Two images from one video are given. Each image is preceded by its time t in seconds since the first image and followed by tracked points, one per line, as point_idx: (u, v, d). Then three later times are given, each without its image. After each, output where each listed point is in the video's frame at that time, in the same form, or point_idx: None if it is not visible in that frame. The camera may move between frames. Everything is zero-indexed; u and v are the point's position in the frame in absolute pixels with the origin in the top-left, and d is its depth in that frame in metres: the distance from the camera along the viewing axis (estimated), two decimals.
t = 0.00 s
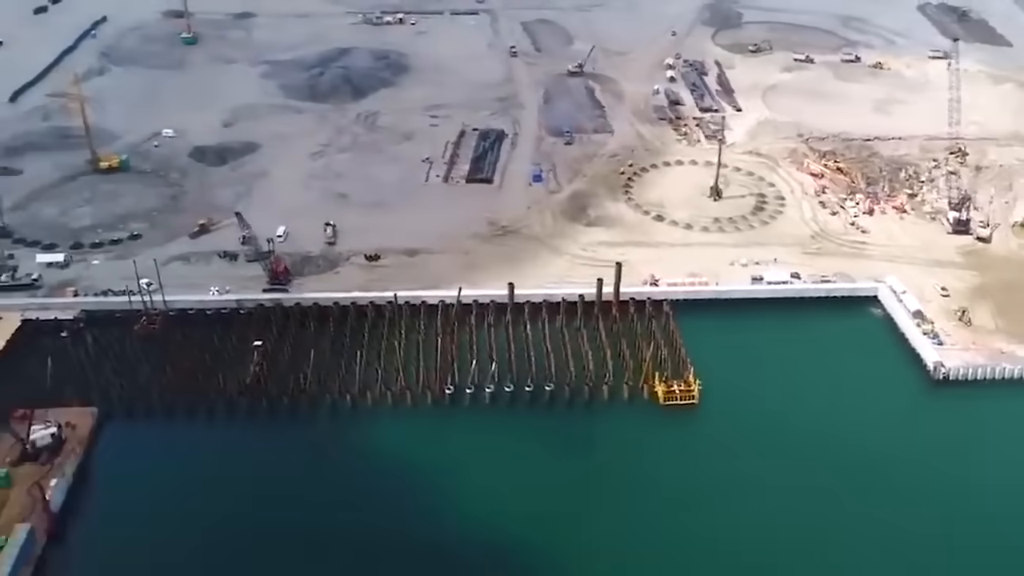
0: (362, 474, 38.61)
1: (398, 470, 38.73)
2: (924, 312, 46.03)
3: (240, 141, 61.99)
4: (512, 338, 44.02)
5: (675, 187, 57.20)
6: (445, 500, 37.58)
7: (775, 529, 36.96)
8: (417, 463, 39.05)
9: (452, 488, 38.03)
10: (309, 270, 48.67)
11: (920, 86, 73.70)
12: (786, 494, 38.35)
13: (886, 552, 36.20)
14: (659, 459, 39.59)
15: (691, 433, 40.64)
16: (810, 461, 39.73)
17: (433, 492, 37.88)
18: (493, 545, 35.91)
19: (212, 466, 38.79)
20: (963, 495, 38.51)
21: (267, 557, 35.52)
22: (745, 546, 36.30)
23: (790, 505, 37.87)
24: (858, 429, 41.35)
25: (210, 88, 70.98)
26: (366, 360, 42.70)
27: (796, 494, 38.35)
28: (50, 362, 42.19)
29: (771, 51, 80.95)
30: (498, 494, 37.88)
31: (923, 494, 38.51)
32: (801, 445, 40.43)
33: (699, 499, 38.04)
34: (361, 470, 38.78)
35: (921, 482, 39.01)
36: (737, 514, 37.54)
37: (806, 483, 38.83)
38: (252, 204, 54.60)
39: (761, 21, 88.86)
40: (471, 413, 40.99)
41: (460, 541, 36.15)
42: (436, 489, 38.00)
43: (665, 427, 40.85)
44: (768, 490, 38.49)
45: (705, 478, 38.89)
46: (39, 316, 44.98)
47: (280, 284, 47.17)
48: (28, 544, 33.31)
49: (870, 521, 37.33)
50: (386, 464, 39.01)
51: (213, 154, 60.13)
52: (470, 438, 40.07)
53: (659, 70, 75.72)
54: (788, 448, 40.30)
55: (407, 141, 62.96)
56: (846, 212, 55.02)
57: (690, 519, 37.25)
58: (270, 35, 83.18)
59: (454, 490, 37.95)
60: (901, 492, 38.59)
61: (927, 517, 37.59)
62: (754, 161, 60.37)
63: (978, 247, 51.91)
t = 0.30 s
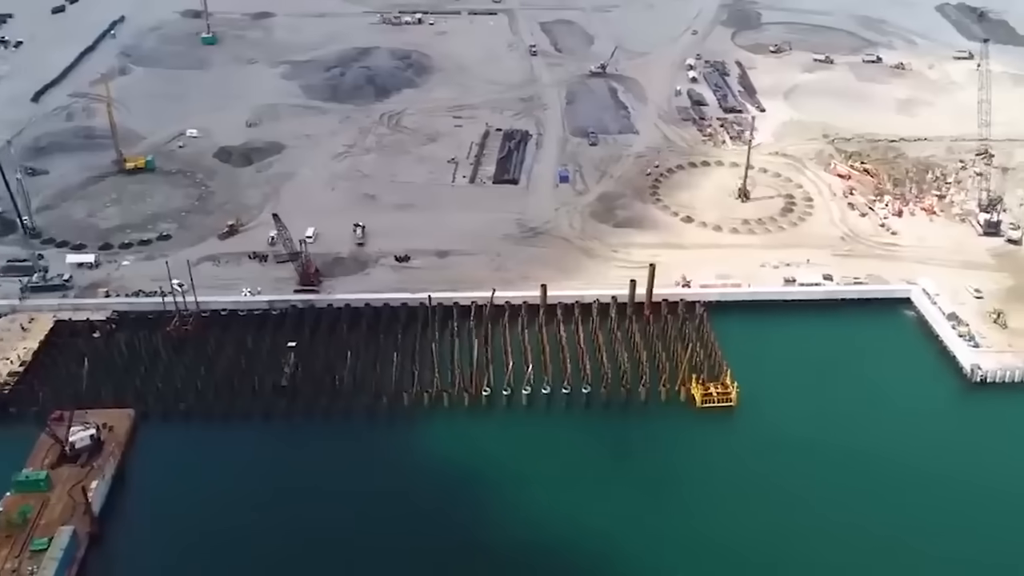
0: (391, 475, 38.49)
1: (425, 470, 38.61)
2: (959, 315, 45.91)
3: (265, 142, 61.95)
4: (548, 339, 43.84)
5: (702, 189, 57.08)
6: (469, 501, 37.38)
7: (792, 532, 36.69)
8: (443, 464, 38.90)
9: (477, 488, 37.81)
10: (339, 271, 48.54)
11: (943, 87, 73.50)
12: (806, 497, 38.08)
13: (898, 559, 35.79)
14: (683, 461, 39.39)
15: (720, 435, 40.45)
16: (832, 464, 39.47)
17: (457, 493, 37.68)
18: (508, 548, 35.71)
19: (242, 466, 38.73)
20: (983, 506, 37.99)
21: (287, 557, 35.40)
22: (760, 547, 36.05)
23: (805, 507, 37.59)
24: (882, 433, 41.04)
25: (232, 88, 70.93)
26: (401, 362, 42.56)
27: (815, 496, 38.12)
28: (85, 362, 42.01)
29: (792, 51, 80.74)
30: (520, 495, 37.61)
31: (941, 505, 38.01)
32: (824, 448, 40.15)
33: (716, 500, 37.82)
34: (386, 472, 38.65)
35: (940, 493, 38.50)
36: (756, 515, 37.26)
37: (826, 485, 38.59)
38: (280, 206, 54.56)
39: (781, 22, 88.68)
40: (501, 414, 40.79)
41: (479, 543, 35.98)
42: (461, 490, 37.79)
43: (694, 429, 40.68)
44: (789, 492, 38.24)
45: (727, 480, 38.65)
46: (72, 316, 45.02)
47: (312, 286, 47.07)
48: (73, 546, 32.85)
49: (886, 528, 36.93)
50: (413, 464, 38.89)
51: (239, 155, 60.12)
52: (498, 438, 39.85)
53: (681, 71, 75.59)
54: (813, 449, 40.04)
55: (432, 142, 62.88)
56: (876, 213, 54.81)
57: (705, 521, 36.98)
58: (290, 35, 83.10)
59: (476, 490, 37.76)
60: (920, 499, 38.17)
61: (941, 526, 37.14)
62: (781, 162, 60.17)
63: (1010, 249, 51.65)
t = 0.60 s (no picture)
0: (440, 476, 38.44)
1: (469, 472, 38.58)
2: (994, 318, 45.94)
3: (289, 143, 61.87)
4: (582, 341, 43.68)
5: (729, 190, 56.97)
6: (523, 501, 37.30)
7: (825, 533, 36.58)
8: (498, 466, 38.78)
9: (531, 488, 37.70)
10: (370, 273, 48.44)
11: (965, 88, 73.35)
12: (839, 498, 38.01)
13: (927, 562, 35.65)
14: (721, 462, 39.31)
15: (762, 437, 40.37)
16: (869, 466, 39.36)
17: (506, 494, 37.58)
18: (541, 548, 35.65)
19: (285, 466, 38.70)
20: (1016, 515, 37.57)
21: (322, 556, 35.33)
22: (792, 547, 35.96)
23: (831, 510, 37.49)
24: (920, 437, 40.84)
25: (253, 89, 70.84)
26: (436, 364, 42.43)
27: (850, 498, 38.02)
28: (120, 364, 41.91)
29: (811, 52, 80.54)
30: (557, 495, 37.54)
31: (970, 511, 37.71)
32: (862, 451, 40.02)
33: (747, 500, 37.79)
34: (427, 473, 38.57)
35: (970, 500, 38.19)
36: (791, 516, 37.18)
37: (860, 487, 38.50)
38: (307, 207, 54.46)
39: (799, 22, 88.53)
40: (546, 416, 40.70)
41: (535, 544, 35.86)
42: (510, 491, 37.70)
43: (735, 431, 40.61)
44: (824, 493, 38.17)
45: (764, 481, 38.58)
46: (104, 318, 44.94)
47: (343, 287, 47.00)
48: (117, 549, 32.66)
49: (911, 531, 36.80)
50: (460, 465, 38.86)
51: (264, 156, 60.03)
52: (540, 439, 39.77)
53: (702, 72, 75.48)
54: (851, 452, 39.95)
55: (455, 143, 62.77)
56: (904, 215, 54.64)
57: (733, 521, 36.90)
58: (308, 35, 82.99)
59: (532, 491, 37.64)
60: (951, 506, 37.89)
61: (966, 532, 36.91)
62: (806, 164, 60.02)
63: None
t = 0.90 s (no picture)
0: (480, 478, 38.36)
1: (508, 473, 38.52)
2: None
3: (315, 143, 61.81)
4: (617, 343, 43.58)
5: (757, 192, 56.90)
6: (558, 502, 37.23)
7: (862, 536, 36.43)
8: (538, 468, 38.67)
9: (566, 490, 37.63)
10: (402, 274, 48.36)
11: (988, 90, 73.20)
12: (874, 501, 37.86)
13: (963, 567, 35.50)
14: (759, 465, 39.16)
15: (801, 440, 40.19)
16: (903, 470, 39.20)
17: (546, 496, 37.49)
18: (579, 549, 35.57)
19: (324, 467, 38.64)
20: None
21: (360, 557, 35.30)
22: (828, 549, 35.83)
23: (865, 513, 37.37)
24: (957, 442, 40.63)
25: (276, 89, 70.80)
26: (472, 366, 42.34)
27: (886, 501, 37.86)
28: (155, 365, 41.84)
29: (832, 53, 80.34)
30: (594, 497, 37.43)
31: (1006, 516, 37.49)
32: (896, 454, 39.84)
33: (781, 502, 37.68)
34: (465, 475, 38.47)
35: (1005, 504, 38.00)
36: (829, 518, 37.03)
37: (896, 491, 38.35)
38: (335, 208, 54.38)
39: (818, 23, 88.39)
40: (585, 419, 40.56)
41: (569, 544, 35.82)
42: (550, 493, 37.60)
43: (773, 435, 40.46)
44: (861, 496, 38.01)
45: (801, 484, 38.42)
46: (137, 319, 44.87)
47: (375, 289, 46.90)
48: (161, 553, 32.55)
49: (947, 536, 36.65)
50: (499, 467, 38.77)
51: (290, 156, 59.93)
52: (578, 441, 39.64)
53: (724, 73, 75.38)
54: (888, 455, 39.79)
55: (481, 144, 62.68)
56: (934, 217, 54.52)
57: (767, 523, 36.79)
58: (328, 36, 82.94)
59: (573, 493, 37.53)
60: (986, 510, 37.71)
61: (1002, 536, 36.73)
62: (833, 166, 59.90)
63: None
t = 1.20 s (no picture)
0: (521, 481, 38.32)
1: (550, 477, 38.48)
2: None
3: (343, 145, 61.77)
4: (656, 346, 43.47)
5: (787, 195, 56.78)
6: (595, 504, 37.25)
7: (902, 540, 36.34)
8: (577, 470, 38.68)
9: (603, 492, 37.66)
10: (436, 276, 48.29)
11: (1014, 92, 73.01)
12: (911, 505, 37.74)
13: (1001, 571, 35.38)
14: (800, 470, 39.07)
15: (843, 446, 40.09)
16: (940, 474, 39.08)
17: (587, 499, 37.44)
18: (620, 552, 35.51)
19: (365, 470, 38.60)
20: None
21: (400, 558, 35.22)
22: (865, 552, 35.75)
23: (903, 516, 37.27)
24: (996, 448, 40.36)
25: (300, 90, 70.77)
26: (511, 368, 42.26)
27: (924, 506, 37.73)
28: (194, 367, 41.79)
29: (855, 55, 80.15)
30: (636, 501, 37.34)
31: None
32: (934, 458, 39.72)
33: (818, 505, 37.62)
34: (506, 478, 38.43)
35: None
36: (871, 524, 36.93)
37: (932, 495, 38.23)
38: (366, 210, 54.34)
39: (840, 25, 88.23)
40: (626, 424, 40.47)
41: (606, 545, 35.79)
42: (587, 494, 37.63)
43: (814, 440, 40.37)
44: (898, 500, 37.90)
45: (840, 489, 38.34)
46: (173, 320, 44.84)
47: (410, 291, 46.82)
48: (210, 557, 32.41)
49: (985, 540, 36.51)
50: (540, 471, 38.73)
51: (319, 158, 59.89)
52: (619, 446, 39.59)
53: (748, 75, 75.27)
54: (924, 459, 39.65)
55: (508, 145, 62.59)
56: (966, 221, 54.36)
57: (804, 525, 36.73)
58: (350, 37, 82.91)
59: (610, 494, 37.55)
60: None
61: None
62: (863, 169, 59.72)
63: None
